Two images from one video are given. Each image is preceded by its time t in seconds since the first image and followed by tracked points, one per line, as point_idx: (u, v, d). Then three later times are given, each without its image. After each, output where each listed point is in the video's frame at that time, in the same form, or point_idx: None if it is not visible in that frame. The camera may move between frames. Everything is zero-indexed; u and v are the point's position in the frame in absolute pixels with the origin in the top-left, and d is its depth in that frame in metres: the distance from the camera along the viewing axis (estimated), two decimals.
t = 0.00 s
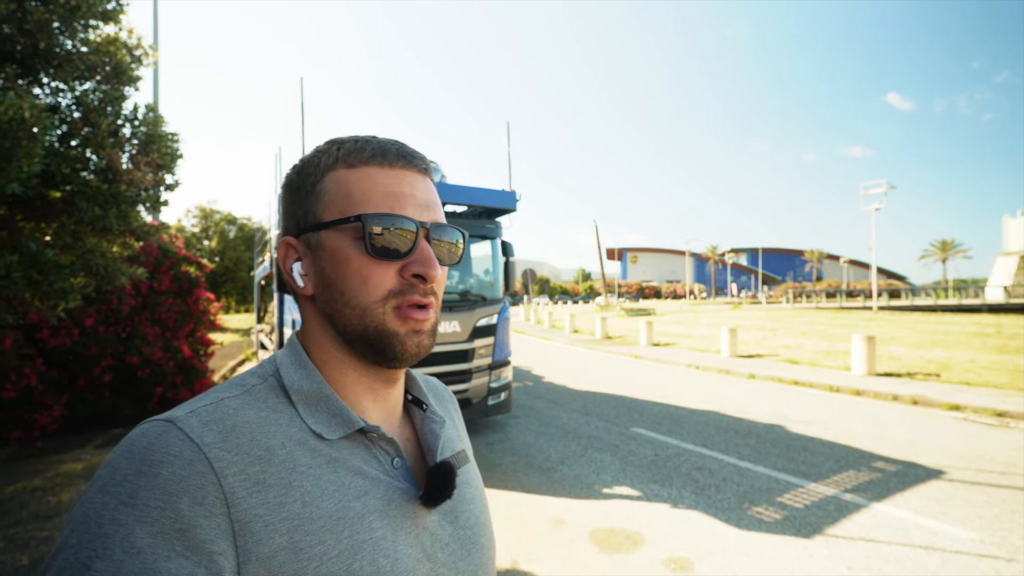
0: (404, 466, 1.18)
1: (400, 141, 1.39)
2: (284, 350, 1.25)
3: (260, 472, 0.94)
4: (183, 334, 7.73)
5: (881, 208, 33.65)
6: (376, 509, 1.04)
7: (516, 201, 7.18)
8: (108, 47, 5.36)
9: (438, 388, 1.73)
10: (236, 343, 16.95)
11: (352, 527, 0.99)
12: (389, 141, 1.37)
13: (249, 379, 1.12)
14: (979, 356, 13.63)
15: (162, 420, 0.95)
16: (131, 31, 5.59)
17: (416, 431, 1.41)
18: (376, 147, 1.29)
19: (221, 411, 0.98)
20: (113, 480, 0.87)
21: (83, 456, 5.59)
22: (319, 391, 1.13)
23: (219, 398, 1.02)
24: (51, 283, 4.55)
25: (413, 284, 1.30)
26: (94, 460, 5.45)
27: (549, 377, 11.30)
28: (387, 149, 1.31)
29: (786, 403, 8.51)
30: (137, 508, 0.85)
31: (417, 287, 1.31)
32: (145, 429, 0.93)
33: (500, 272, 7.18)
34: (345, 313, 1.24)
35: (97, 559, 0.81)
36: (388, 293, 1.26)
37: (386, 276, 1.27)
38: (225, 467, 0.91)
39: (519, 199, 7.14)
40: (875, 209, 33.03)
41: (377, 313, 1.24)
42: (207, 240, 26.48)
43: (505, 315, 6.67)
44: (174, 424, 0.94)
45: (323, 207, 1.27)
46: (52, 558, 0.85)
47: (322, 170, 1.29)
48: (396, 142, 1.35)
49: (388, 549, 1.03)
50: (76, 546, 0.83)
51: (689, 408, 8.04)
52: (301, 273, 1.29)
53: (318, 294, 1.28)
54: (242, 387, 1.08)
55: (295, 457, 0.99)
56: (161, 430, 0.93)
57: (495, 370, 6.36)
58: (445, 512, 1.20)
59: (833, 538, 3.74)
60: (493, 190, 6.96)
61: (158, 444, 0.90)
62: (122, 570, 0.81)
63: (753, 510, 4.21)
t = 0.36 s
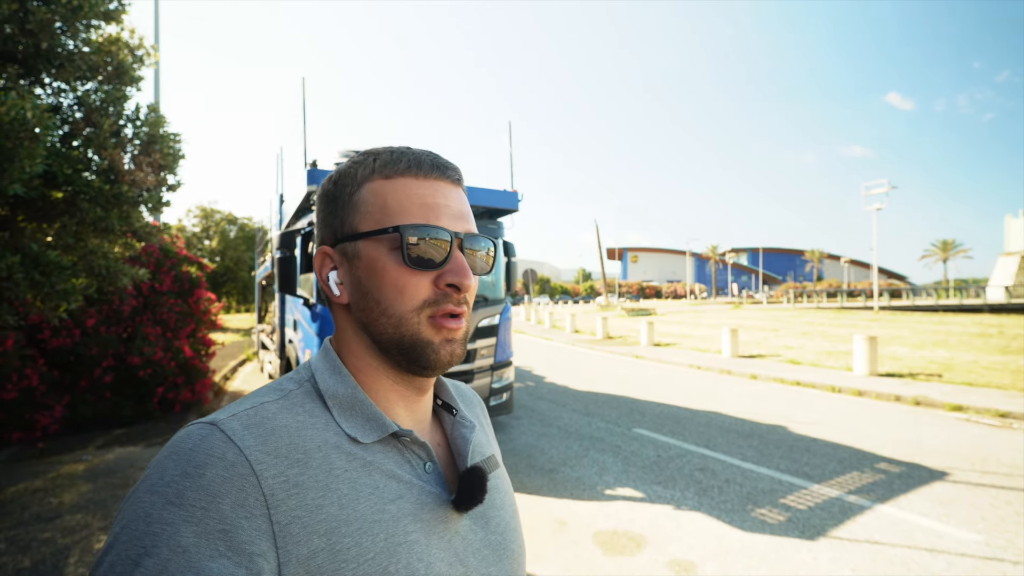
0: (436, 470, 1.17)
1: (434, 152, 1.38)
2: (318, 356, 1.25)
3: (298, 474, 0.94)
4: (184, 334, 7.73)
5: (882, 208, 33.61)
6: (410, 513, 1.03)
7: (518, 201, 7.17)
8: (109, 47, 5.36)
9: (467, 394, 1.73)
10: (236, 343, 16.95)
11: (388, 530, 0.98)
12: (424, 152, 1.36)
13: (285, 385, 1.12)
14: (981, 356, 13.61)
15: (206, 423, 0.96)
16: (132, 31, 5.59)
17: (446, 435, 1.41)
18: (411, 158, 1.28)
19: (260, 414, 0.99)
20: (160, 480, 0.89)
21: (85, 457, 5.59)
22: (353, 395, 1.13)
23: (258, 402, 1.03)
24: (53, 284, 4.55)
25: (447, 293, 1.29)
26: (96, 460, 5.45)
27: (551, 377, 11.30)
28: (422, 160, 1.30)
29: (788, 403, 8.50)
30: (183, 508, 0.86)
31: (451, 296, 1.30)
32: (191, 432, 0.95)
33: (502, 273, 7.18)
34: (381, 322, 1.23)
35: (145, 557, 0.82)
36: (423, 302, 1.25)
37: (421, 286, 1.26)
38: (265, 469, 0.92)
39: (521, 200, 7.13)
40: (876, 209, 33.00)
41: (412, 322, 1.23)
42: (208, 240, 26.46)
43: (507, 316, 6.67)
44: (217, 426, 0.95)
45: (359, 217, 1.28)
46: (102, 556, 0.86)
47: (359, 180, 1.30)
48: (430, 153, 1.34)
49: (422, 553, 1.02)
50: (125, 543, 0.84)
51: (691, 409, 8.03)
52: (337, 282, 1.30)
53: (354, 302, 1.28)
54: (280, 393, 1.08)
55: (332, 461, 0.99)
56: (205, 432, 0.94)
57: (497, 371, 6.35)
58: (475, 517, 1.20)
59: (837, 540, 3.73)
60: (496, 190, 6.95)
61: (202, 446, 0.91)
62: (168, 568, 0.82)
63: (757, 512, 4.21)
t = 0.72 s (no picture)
0: (441, 473, 1.17)
1: (440, 156, 1.36)
2: (323, 360, 1.25)
3: (304, 477, 0.94)
4: (184, 334, 7.73)
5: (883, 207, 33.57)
6: (416, 515, 1.02)
7: (518, 201, 7.17)
8: (108, 47, 5.36)
9: (470, 397, 1.72)
10: (236, 343, 16.95)
11: (394, 532, 0.98)
12: (429, 158, 1.35)
13: (290, 389, 1.12)
14: (982, 356, 13.61)
15: (211, 427, 0.96)
16: (131, 32, 5.59)
17: (450, 438, 1.40)
18: (417, 164, 1.27)
19: (266, 418, 0.99)
20: (166, 484, 0.89)
21: (85, 458, 5.59)
22: (358, 399, 1.12)
23: (264, 406, 1.03)
24: (53, 285, 4.55)
25: (450, 299, 1.28)
26: (95, 461, 5.45)
27: (551, 378, 11.30)
28: (427, 166, 1.29)
29: (788, 403, 8.49)
30: (189, 512, 0.86)
31: (454, 302, 1.29)
32: (196, 436, 0.95)
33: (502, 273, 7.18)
34: (384, 327, 1.23)
35: (152, 560, 0.83)
36: (426, 308, 1.25)
37: (424, 292, 1.25)
38: (270, 473, 0.91)
39: (521, 200, 7.13)
40: (876, 208, 32.93)
41: (415, 327, 1.23)
42: (208, 240, 26.42)
43: (507, 316, 6.66)
44: (223, 430, 0.95)
45: (364, 223, 1.27)
46: (110, 559, 0.87)
47: (364, 185, 1.29)
48: (435, 159, 1.33)
49: (428, 555, 1.01)
50: (132, 547, 0.85)
51: (691, 409, 8.03)
52: (341, 287, 1.30)
53: (358, 308, 1.28)
54: (285, 396, 1.08)
55: (337, 464, 0.98)
56: (211, 436, 0.94)
57: (496, 372, 6.35)
58: (481, 520, 1.19)
59: (838, 541, 3.72)
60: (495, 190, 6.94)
61: (207, 450, 0.91)
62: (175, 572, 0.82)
63: (758, 512, 4.20)
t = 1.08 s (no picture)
0: (438, 471, 1.17)
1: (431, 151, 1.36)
2: (319, 359, 1.25)
3: (299, 475, 0.94)
4: (184, 334, 7.74)
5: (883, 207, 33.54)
6: (411, 513, 1.03)
7: (518, 202, 7.18)
8: (109, 47, 5.37)
9: (467, 395, 1.72)
10: (236, 343, 16.94)
11: (389, 530, 0.98)
12: (419, 154, 1.35)
13: (286, 387, 1.12)
14: (982, 356, 13.62)
15: (206, 425, 0.96)
16: (132, 32, 5.60)
17: (447, 436, 1.40)
18: (405, 160, 1.28)
19: (261, 416, 0.99)
20: (161, 483, 0.89)
21: (85, 458, 5.59)
22: (355, 397, 1.13)
23: (259, 404, 1.03)
24: (53, 285, 4.55)
25: (440, 296, 1.29)
26: (95, 461, 5.45)
27: (551, 378, 11.31)
28: (415, 161, 1.29)
29: (788, 403, 8.50)
30: (184, 510, 0.86)
31: (444, 299, 1.29)
32: (191, 434, 0.95)
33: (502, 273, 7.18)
34: (373, 324, 1.24)
35: (147, 559, 0.83)
36: (415, 304, 1.25)
37: (413, 288, 1.26)
38: (265, 471, 0.92)
39: (521, 200, 7.14)
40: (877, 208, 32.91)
41: (403, 324, 1.23)
42: (208, 240, 26.40)
43: (507, 316, 6.67)
44: (218, 428, 0.95)
45: (354, 220, 1.28)
46: (105, 558, 0.87)
47: (354, 183, 1.30)
48: (424, 154, 1.33)
49: (424, 553, 1.02)
50: (126, 545, 0.85)
51: (691, 409, 8.03)
52: (333, 285, 1.31)
53: (349, 305, 1.29)
54: (280, 395, 1.08)
55: (333, 462, 0.99)
56: (206, 434, 0.94)
57: (496, 371, 6.36)
58: (477, 518, 1.19)
59: (837, 541, 3.73)
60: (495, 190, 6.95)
61: (202, 448, 0.92)
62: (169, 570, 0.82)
63: (757, 512, 4.20)
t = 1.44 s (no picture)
0: (435, 469, 1.18)
1: (421, 146, 1.36)
2: (317, 356, 1.25)
3: (296, 472, 0.94)
4: (184, 334, 7.75)
5: (883, 207, 33.53)
6: (407, 511, 1.03)
7: (518, 201, 7.18)
8: (109, 47, 5.37)
9: (465, 395, 1.73)
10: (236, 343, 16.93)
11: (385, 527, 0.99)
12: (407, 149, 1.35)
13: (285, 384, 1.13)
14: (982, 356, 13.63)
15: (205, 420, 0.97)
16: (133, 32, 5.60)
17: (444, 435, 1.41)
18: (387, 155, 1.28)
19: (259, 412, 0.99)
20: (159, 478, 0.89)
21: (85, 457, 5.60)
22: (352, 394, 1.13)
23: (257, 400, 1.03)
24: (53, 285, 4.56)
25: (418, 291, 1.27)
26: (95, 461, 5.45)
27: (551, 378, 11.31)
28: (399, 156, 1.28)
29: (788, 403, 8.49)
30: (182, 505, 0.86)
31: (423, 294, 1.27)
32: (189, 429, 0.95)
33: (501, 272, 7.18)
34: (353, 320, 1.25)
35: (145, 553, 0.83)
36: (391, 299, 1.24)
37: (390, 283, 1.25)
38: (263, 467, 0.92)
39: (521, 200, 7.14)
40: (877, 208, 32.87)
41: (379, 318, 1.23)
42: (208, 240, 26.37)
43: (507, 316, 6.67)
44: (216, 424, 0.96)
45: (340, 218, 1.31)
46: (101, 552, 0.87)
47: (342, 181, 1.34)
48: (411, 148, 1.32)
49: (420, 550, 1.02)
50: (123, 539, 0.85)
51: (691, 408, 8.04)
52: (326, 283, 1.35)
53: (337, 302, 1.32)
54: (279, 391, 1.09)
55: (330, 459, 0.99)
56: (204, 430, 0.94)
57: (496, 371, 6.36)
58: (474, 516, 1.20)
59: (837, 540, 3.73)
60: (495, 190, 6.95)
61: (200, 443, 0.92)
62: (166, 564, 0.82)
63: (756, 511, 4.21)
